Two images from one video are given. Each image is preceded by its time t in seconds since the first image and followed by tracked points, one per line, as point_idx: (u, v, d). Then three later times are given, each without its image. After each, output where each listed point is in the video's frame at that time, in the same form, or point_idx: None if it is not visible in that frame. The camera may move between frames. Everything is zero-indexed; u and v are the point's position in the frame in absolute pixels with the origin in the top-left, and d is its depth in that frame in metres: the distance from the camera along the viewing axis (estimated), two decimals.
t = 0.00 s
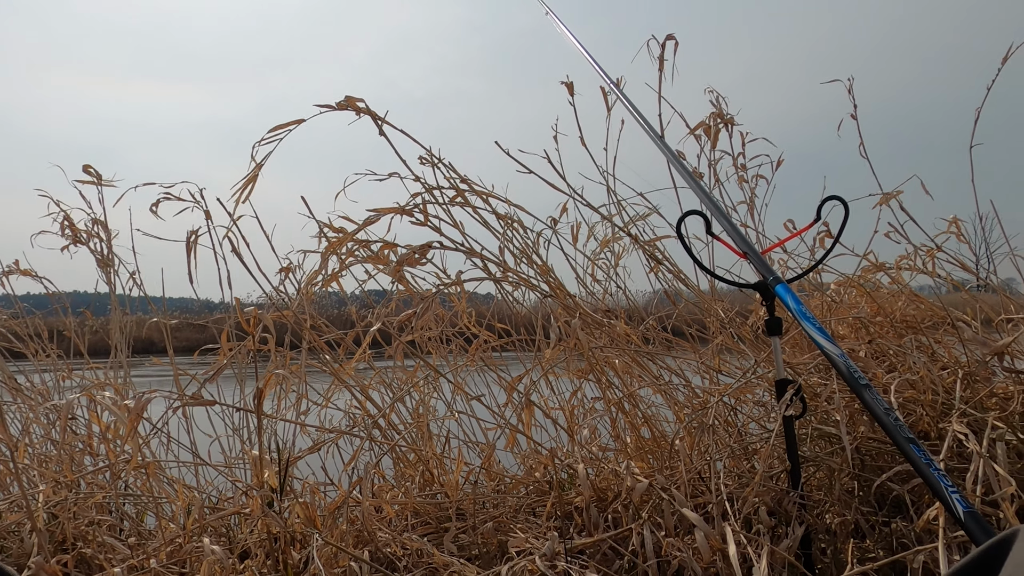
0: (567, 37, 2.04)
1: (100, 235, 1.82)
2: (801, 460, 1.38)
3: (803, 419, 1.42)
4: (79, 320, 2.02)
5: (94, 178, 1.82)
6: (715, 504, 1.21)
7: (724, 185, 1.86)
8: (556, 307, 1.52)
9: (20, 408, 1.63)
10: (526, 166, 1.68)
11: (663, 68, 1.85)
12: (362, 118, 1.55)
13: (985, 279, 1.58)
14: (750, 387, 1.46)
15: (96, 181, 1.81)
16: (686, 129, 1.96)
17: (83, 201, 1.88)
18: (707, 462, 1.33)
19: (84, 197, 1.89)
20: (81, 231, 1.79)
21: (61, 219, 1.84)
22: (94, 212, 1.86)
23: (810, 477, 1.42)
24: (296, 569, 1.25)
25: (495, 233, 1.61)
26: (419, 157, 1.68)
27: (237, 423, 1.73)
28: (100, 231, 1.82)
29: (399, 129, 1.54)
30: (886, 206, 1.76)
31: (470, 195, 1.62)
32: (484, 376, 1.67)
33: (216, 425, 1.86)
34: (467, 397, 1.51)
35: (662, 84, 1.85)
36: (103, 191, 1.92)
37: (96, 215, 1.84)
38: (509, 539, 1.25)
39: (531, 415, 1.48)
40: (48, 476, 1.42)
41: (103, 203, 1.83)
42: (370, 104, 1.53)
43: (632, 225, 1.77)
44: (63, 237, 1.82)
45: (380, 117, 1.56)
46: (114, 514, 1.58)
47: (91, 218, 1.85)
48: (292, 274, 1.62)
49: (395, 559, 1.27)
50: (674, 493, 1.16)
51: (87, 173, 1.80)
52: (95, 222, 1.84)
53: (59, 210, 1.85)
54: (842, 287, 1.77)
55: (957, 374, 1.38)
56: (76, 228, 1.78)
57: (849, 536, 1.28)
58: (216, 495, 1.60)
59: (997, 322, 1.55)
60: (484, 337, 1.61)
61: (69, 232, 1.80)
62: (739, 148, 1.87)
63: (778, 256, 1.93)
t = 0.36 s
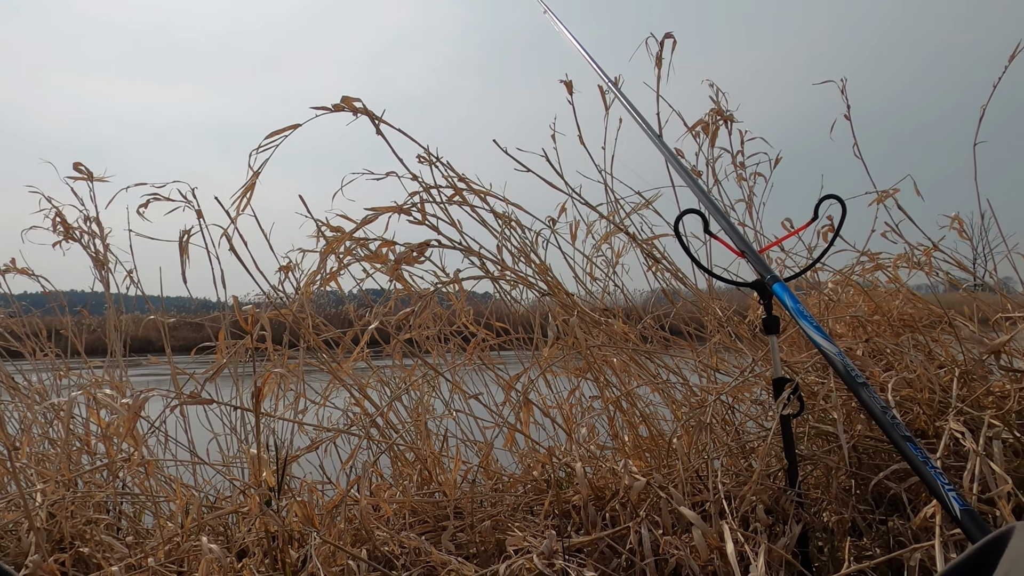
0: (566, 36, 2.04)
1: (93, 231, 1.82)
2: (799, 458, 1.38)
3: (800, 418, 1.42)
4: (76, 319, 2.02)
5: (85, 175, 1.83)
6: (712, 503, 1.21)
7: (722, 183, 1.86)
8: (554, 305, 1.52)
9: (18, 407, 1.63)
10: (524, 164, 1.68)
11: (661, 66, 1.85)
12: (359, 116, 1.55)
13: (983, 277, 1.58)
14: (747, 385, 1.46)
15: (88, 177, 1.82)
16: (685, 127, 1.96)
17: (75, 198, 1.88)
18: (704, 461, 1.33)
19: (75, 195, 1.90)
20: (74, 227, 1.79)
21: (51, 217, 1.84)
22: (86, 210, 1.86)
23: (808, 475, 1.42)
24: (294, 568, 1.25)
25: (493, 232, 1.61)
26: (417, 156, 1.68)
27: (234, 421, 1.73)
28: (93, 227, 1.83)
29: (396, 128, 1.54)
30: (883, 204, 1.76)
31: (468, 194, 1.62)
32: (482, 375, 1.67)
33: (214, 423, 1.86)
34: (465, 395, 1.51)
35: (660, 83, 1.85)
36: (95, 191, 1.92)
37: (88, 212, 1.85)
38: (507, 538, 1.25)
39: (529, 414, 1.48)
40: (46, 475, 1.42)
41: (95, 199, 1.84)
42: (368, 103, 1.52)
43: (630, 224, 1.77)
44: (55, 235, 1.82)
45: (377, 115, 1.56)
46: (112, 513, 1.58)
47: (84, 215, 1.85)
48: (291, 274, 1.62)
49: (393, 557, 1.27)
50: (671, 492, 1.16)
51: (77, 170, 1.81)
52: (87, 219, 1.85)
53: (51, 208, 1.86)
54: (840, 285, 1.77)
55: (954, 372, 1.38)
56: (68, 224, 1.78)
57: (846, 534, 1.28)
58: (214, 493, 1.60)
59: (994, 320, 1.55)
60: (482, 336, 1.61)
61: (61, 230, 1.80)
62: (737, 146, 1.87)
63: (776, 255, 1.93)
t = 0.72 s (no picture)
0: (564, 36, 2.04)
1: (87, 231, 1.82)
2: (796, 458, 1.38)
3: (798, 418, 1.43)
4: (74, 318, 2.02)
5: (78, 176, 1.83)
6: (710, 503, 1.21)
7: (719, 183, 1.86)
8: (552, 306, 1.53)
9: (16, 407, 1.63)
10: (523, 165, 1.67)
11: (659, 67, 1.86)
12: (357, 117, 1.55)
13: (979, 277, 1.59)
14: (745, 385, 1.47)
15: (81, 177, 1.82)
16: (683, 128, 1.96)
17: (67, 199, 1.88)
18: (702, 460, 1.33)
19: (69, 197, 1.90)
20: (67, 228, 1.79)
21: (47, 218, 1.85)
22: (81, 211, 1.87)
23: (805, 475, 1.42)
24: (292, 568, 1.25)
25: (491, 232, 1.61)
26: (415, 156, 1.68)
27: (232, 421, 1.73)
28: (87, 228, 1.83)
29: (394, 129, 1.54)
30: (880, 204, 1.76)
31: (466, 194, 1.62)
32: (480, 375, 1.67)
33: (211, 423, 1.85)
34: (463, 396, 1.51)
35: (657, 84, 1.85)
36: (90, 192, 1.92)
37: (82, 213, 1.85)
38: (506, 538, 1.25)
39: (527, 414, 1.48)
40: (43, 476, 1.42)
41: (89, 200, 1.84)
42: (365, 103, 1.52)
43: (629, 224, 1.77)
44: (49, 236, 1.82)
45: (375, 116, 1.56)
46: (109, 513, 1.58)
47: (78, 217, 1.86)
48: (291, 275, 1.62)
49: (392, 557, 1.27)
50: (669, 492, 1.16)
51: (70, 170, 1.81)
52: (82, 219, 1.85)
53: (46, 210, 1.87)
54: (838, 285, 1.78)
55: (950, 372, 1.38)
56: (62, 226, 1.78)
57: (844, 534, 1.29)
58: (211, 493, 1.60)
59: (991, 320, 1.56)
60: (480, 336, 1.61)
61: (54, 231, 1.80)
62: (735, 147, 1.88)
63: (774, 255, 1.93)
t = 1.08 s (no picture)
0: (562, 35, 2.04)
1: (84, 232, 1.82)
2: (794, 457, 1.38)
3: (795, 417, 1.43)
4: (71, 317, 2.02)
5: (75, 176, 1.83)
6: (708, 501, 1.22)
7: (717, 183, 1.86)
8: (550, 305, 1.53)
9: (14, 407, 1.62)
10: (521, 164, 1.67)
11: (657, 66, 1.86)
12: (354, 116, 1.55)
13: (977, 276, 1.59)
14: (743, 384, 1.47)
15: (77, 177, 1.82)
16: (680, 127, 1.96)
17: (65, 199, 1.88)
18: (700, 459, 1.34)
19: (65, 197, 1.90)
20: (64, 228, 1.79)
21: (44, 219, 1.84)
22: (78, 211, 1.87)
23: (803, 474, 1.43)
24: (291, 567, 1.25)
25: (489, 232, 1.61)
26: (413, 155, 1.68)
27: (230, 420, 1.73)
28: (83, 228, 1.83)
29: (392, 128, 1.54)
30: (878, 203, 1.76)
31: (463, 194, 1.62)
32: (479, 374, 1.67)
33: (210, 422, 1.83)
34: (461, 395, 1.51)
35: (655, 83, 1.85)
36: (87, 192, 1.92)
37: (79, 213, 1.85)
38: (504, 537, 1.25)
39: (525, 413, 1.48)
40: (41, 475, 1.42)
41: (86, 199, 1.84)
42: (362, 103, 1.52)
43: (627, 223, 1.77)
44: (46, 236, 1.82)
45: (372, 116, 1.56)
46: (107, 512, 1.58)
47: (74, 217, 1.86)
48: (285, 272, 1.61)
49: (390, 556, 1.27)
50: (667, 490, 1.17)
51: (67, 171, 1.81)
52: (79, 219, 1.85)
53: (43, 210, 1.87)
54: (835, 285, 1.79)
55: (948, 371, 1.38)
56: (59, 227, 1.78)
57: (841, 532, 1.29)
58: (209, 493, 1.60)
59: (988, 319, 1.56)
60: (479, 335, 1.61)
61: (51, 231, 1.79)
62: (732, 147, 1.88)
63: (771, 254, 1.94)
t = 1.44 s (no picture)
0: (571, 37, 2.04)
1: (98, 236, 1.83)
2: (805, 462, 1.37)
3: (807, 421, 1.42)
4: (83, 320, 2.03)
5: (89, 181, 1.84)
6: (719, 506, 1.21)
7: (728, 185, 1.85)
8: (559, 308, 1.52)
9: (26, 409, 1.63)
10: (530, 167, 1.67)
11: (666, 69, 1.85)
12: (364, 120, 1.55)
13: (990, 279, 1.57)
14: (754, 388, 1.46)
15: (91, 182, 1.83)
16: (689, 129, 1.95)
17: (79, 204, 1.89)
18: (710, 463, 1.33)
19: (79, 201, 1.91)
20: (78, 233, 1.80)
21: (58, 224, 1.86)
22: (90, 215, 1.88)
23: (814, 479, 1.42)
24: (300, 570, 1.25)
25: (498, 235, 1.61)
26: (422, 159, 1.68)
27: (240, 422, 1.73)
28: (97, 232, 1.84)
29: (401, 132, 1.55)
30: (890, 205, 1.75)
31: (473, 197, 1.62)
32: (488, 377, 1.67)
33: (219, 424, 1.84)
34: (471, 398, 1.50)
35: (665, 86, 1.85)
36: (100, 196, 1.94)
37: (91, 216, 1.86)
38: (513, 540, 1.25)
39: (534, 416, 1.48)
40: (53, 477, 1.43)
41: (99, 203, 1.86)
42: (372, 106, 1.53)
43: (637, 226, 1.76)
44: (61, 241, 1.83)
45: (382, 119, 1.56)
46: (118, 514, 1.59)
47: (87, 220, 1.87)
48: (294, 274, 1.61)
49: (399, 560, 1.27)
50: (678, 495, 1.16)
51: (81, 176, 1.82)
52: (93, 224, 1.86)
53: (55, 213, 1.88)
54: (847, 288, 1.77)
55: (961, 375, 1.37)
56: (73, 231, 1.79)
57: (853, 538, 1.28)
58: (219, 495, 1.60)
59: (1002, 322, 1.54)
60: (488, 338, 1.61)
61: (66, 236, 1.81)
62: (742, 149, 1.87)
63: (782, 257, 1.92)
